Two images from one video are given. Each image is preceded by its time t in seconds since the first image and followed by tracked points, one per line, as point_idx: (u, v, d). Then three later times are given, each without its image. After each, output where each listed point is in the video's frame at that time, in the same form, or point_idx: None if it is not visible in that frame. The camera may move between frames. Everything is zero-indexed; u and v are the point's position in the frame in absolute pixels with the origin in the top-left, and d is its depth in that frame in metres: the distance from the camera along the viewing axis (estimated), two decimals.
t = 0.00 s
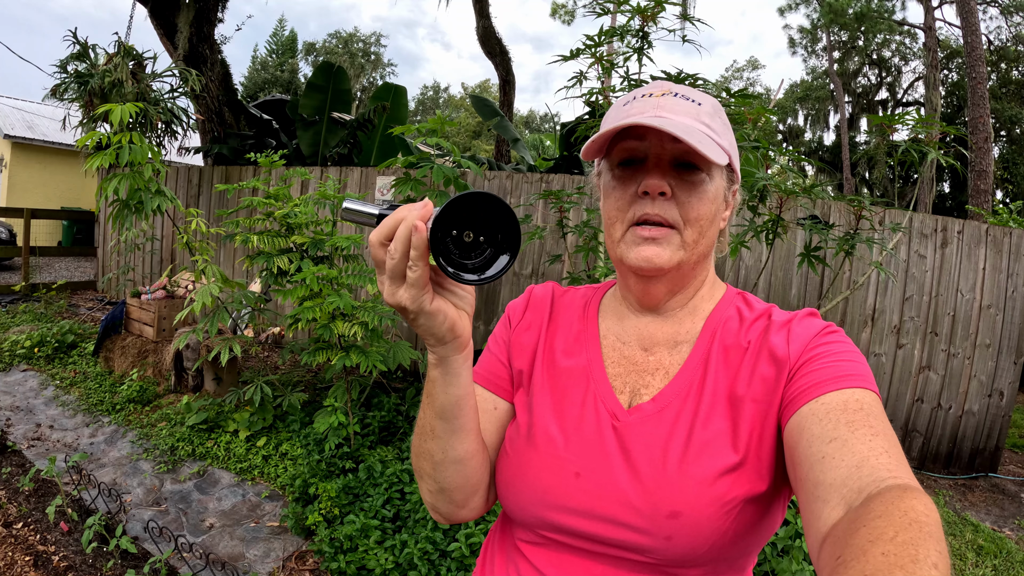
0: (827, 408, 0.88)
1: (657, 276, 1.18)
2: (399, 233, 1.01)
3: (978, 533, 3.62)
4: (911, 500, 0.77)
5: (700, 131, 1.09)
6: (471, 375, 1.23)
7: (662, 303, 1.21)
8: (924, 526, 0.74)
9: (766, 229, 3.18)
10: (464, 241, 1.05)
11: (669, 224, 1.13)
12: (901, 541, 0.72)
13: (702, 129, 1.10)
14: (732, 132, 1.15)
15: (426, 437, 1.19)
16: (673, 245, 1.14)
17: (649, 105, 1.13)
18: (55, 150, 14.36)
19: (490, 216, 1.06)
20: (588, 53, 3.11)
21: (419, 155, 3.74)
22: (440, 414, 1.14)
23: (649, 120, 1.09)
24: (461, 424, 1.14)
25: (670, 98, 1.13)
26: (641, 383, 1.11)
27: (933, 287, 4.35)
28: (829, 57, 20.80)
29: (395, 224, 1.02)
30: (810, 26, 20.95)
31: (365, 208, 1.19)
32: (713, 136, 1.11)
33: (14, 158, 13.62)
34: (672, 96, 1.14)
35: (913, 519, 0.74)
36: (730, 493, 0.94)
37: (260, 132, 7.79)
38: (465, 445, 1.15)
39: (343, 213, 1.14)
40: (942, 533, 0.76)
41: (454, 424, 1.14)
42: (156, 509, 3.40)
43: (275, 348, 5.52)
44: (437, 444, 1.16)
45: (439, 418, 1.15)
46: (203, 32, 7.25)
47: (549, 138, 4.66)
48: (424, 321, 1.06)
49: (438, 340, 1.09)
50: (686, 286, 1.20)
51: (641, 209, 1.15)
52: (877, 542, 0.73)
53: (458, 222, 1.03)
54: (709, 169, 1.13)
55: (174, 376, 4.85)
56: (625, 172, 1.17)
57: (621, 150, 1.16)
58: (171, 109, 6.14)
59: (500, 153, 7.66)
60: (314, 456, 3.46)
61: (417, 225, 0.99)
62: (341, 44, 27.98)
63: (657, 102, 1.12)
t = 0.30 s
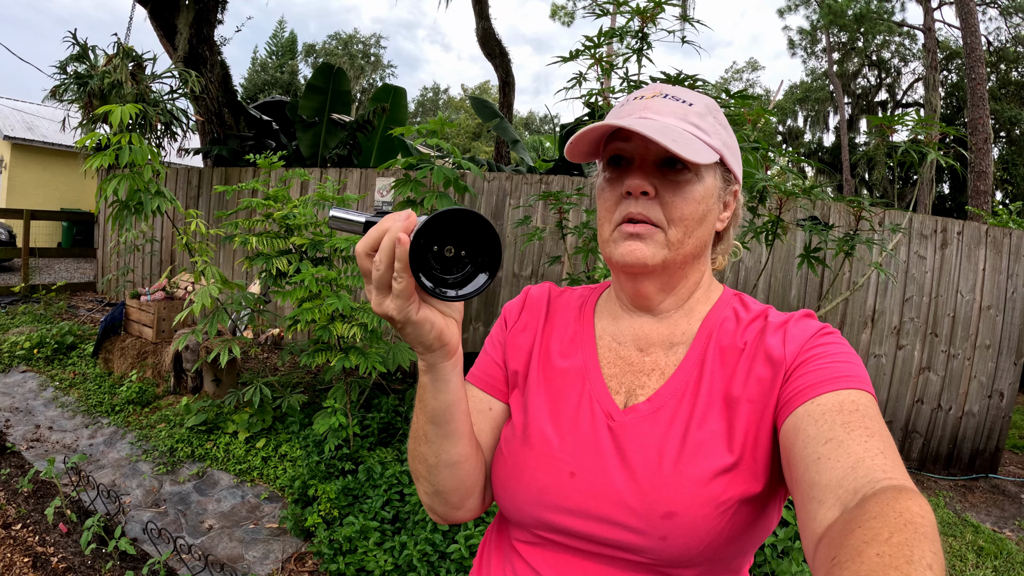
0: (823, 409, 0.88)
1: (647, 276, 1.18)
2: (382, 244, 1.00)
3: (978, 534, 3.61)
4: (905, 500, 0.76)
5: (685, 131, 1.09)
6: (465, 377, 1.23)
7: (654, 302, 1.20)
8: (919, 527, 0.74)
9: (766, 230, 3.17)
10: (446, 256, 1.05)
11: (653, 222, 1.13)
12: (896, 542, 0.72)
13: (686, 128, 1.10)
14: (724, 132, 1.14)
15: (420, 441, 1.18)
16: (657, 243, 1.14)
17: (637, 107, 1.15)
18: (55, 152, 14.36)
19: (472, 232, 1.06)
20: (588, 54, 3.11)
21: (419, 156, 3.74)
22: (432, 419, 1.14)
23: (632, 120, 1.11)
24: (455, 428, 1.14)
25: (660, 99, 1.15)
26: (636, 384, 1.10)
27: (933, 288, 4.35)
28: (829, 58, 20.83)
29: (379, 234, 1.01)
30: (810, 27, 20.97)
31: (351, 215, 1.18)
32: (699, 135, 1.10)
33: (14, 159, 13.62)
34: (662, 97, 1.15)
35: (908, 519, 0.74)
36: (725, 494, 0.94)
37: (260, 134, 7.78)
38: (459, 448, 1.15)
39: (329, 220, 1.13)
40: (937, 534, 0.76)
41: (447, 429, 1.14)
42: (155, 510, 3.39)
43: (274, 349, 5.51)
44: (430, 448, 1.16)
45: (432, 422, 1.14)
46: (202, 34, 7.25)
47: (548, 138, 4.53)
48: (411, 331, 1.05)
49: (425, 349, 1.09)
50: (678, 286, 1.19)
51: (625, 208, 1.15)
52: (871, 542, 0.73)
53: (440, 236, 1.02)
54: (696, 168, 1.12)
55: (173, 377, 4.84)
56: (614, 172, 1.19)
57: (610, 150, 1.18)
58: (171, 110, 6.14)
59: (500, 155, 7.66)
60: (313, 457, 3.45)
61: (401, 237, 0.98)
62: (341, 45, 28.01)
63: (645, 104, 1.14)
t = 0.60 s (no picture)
0: (825, 414, 0.87)
1: (641, 278, 1.17)
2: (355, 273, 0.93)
3: (981, 536, 3.60)
4: (907, 505, 0.75)
5: (677, 134, 1.09)
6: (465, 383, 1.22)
7: (652, 306, 1.19)
8: (921, 532, 0.73)
9: (767, 232, 3.17)
10: (415, 319, 0.87)
11: (643, 225, 1.12)
12: (897, 547, 0.71)
13: (679, 133, 1.09)
14: (724, 136, 1.11)
15: (411, 453, 1.17)
16: (647, 246, 1.12)
17: (634, 113, 1.16)
18: (56, 154, 14.37)
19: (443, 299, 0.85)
20: (588, 56, 3.11)
21: (419, 158, 3.74)
22: (419, 433, 1.12)
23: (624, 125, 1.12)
24: (444, 439, 1.12)
25: (658, 104, 1.15)
26: (638, 387, 1.09)
27: (934, 289, 4.34)
28: (829, 59, 20.84)
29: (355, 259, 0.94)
30: (810, 28, 20.98)
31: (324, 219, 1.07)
32: (693, 139, 1.09)
33: (14, 161, 13.62)
34: (659, 102, 1.15)
35: (909, 524, 0.73)
36: (726, 497, 0.93)
37: (260, 135, 7.78)
38: (451, 458, 1.13)
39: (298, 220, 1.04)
40: (939, 539, 0.75)
41: (437, 442, 1.12)
42: (155, 513, 3.38)
43: (275, 351, 5.50)
44: (420, 458, 1.14)
45: (418, 435, 1.12)
46: (203, 35, 7.25)
47: (548, 140, 4.53)
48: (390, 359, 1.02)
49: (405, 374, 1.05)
50: (674, 291, 1.17)
51: (617, 211, 1.15)
52: (872, 547, 0.72)
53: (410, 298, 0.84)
54: (690, 172, 1.10)
55: (173, 379, 4.83)
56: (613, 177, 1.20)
57: (609, 156, 1.20)
58: (171, 112, 6.14)
59: (500, 157, 7.66)
60: (313, 460, 3.44)
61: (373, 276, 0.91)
62: (342, 46, 28.04)
63: (642, 110, 1.15)
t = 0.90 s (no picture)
0: (831, 411, 0.86)
1: (636, 278, 1.17)
2: (343, 312, 0.86)
3: (982, 537, 3.59)
4: (915, 503, 0.75)
5: (665, 130, 1.09)
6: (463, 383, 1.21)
7: (649, 304, 1.18)
8: (929, 530, 0.72)
9: (768, 231, 3.15)
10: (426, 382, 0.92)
11: (633, 223, 1.12)
12: (906, 545, 0.70)
13: (670, 129, 1.09)
14: (720, 131, 1.09)
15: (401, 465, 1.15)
16: (637, 243, 1.12)
17: (631, 110, 1.17)
18: (56, 155, 14.38)
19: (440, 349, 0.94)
20: (589, 55, 3.11)
21: (420, 158, 3.74)
22: (403, 451, 1.09)
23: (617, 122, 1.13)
24: (431, 452, 1.10)
25: (653, 100, 1.15)
26: (640, 384, 1.08)
27: (936, 290, 4.33)
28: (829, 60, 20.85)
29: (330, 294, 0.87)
30: (810, 29, 20.97)
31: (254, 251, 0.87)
32: (685, 135, 1.08)
33: (14, 162, 13.63)
34: (657, 98, 1.15)
35: (918, 523, 0.72)
36: (729, 493, 0.92)
37: (261, 136, 7.78)
38: (441, 469, 1.12)
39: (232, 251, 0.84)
40: (946, 538, 0.74)
41: (423, 455, 1.10)
42: (155, 513, 3.37)
43: (275, 351, 5.49)
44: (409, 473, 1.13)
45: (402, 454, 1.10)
46: (203, 36, 7.25)
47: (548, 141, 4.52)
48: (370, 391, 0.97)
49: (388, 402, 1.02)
50: (671, 289, 1.16)
51: (609, 209, 1.16)
52: (881, 546, 0.71)
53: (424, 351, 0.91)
54: (683, 169, 1.09)
55: (173, 380, 4.82)
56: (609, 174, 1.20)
57: (606, 155, 1.21)
58: (171, 112, 6.14)
59: (500, 157, 7.65)
60: (313, 460, 3.43)
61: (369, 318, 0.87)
62: (342, 47, 28.06)
63: (637, 106, 1.16)
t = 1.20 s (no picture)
0: (818, 408, 0.87)
1: (622, 278, 1.18)
2: (314, 368, 0.91)
3: (981, 538, 3.58)
4: (901, 499, 0.75)
5: (645, 132, 1.10)
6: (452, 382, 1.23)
7: (636, 304, 1.20)
8: (914, 526, 0.73)
9: (767, 232, 3.15)
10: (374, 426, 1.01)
11: (617, 224, 1.14)
12: (892, 541, 0.71)
13: (651, 129, 1.10)
14: (702, 129, 1.09)
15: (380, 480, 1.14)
16: (622, 245, 1.14)
17: (614, 111, 1.18)
18: (58, 155, 14.41)
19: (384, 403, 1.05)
20: (588, 56, 3.12)
21: (420, 159, 3.75)
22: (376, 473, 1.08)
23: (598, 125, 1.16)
24: (402, 465, 1.09)
25: (636, 101, 1.16)
26: (628, 380, 1.09)
27: (935, 290, 4.33)
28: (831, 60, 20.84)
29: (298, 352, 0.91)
30: (812, 30, 20.96)
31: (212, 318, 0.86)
32: (665, 134, 1.09)
33: (16, 162, 13.67)
34: (640, 99, 1.16)
35: (903, 518, 0.73)
36: (715, 488, 0.93)
37: (262, 136, 7.80)
38: (415, 481, 1.10)
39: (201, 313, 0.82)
40: (931, 534, 0.74)
41: (399, 472, 1.09)
42: (154, 512, 3.38)
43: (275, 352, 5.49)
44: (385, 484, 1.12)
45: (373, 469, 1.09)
46: (204, 37, 7.27)
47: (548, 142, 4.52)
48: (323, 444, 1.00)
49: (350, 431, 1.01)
50: (657, 289, 1.17)
51: (594, 212, 1.18)
52: (867, 541, 0.71)
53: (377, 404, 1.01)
54: (664, 168, 1.10)
55: (173, 380, 4.84)
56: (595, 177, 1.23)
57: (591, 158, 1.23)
58: (172, 113, 6.16)
59: (501, 158, 7.65)
60: (312, 459, 3.45)
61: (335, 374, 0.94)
62: (343, 48, 28.08)
63: (620, 108, 1.17)
